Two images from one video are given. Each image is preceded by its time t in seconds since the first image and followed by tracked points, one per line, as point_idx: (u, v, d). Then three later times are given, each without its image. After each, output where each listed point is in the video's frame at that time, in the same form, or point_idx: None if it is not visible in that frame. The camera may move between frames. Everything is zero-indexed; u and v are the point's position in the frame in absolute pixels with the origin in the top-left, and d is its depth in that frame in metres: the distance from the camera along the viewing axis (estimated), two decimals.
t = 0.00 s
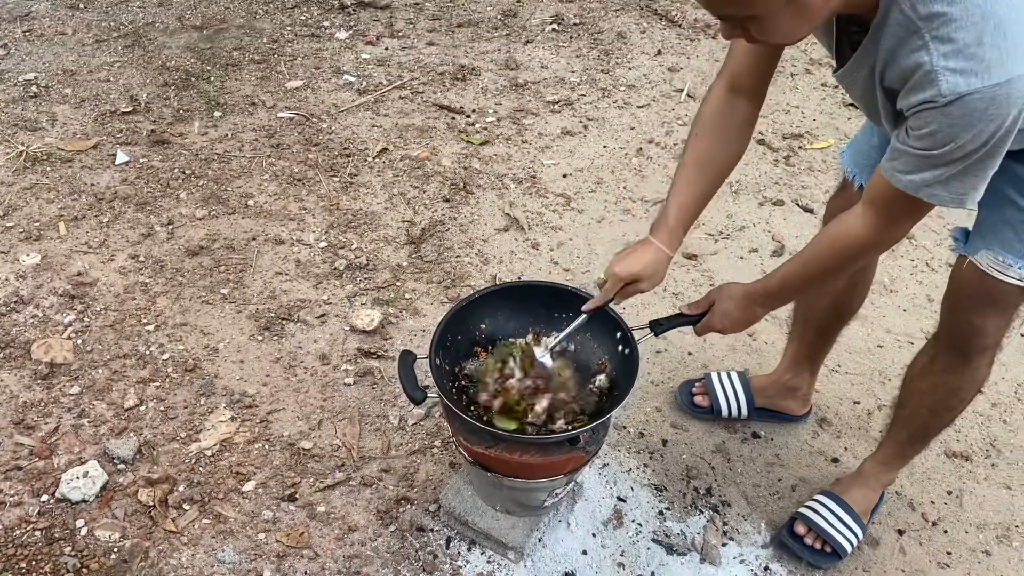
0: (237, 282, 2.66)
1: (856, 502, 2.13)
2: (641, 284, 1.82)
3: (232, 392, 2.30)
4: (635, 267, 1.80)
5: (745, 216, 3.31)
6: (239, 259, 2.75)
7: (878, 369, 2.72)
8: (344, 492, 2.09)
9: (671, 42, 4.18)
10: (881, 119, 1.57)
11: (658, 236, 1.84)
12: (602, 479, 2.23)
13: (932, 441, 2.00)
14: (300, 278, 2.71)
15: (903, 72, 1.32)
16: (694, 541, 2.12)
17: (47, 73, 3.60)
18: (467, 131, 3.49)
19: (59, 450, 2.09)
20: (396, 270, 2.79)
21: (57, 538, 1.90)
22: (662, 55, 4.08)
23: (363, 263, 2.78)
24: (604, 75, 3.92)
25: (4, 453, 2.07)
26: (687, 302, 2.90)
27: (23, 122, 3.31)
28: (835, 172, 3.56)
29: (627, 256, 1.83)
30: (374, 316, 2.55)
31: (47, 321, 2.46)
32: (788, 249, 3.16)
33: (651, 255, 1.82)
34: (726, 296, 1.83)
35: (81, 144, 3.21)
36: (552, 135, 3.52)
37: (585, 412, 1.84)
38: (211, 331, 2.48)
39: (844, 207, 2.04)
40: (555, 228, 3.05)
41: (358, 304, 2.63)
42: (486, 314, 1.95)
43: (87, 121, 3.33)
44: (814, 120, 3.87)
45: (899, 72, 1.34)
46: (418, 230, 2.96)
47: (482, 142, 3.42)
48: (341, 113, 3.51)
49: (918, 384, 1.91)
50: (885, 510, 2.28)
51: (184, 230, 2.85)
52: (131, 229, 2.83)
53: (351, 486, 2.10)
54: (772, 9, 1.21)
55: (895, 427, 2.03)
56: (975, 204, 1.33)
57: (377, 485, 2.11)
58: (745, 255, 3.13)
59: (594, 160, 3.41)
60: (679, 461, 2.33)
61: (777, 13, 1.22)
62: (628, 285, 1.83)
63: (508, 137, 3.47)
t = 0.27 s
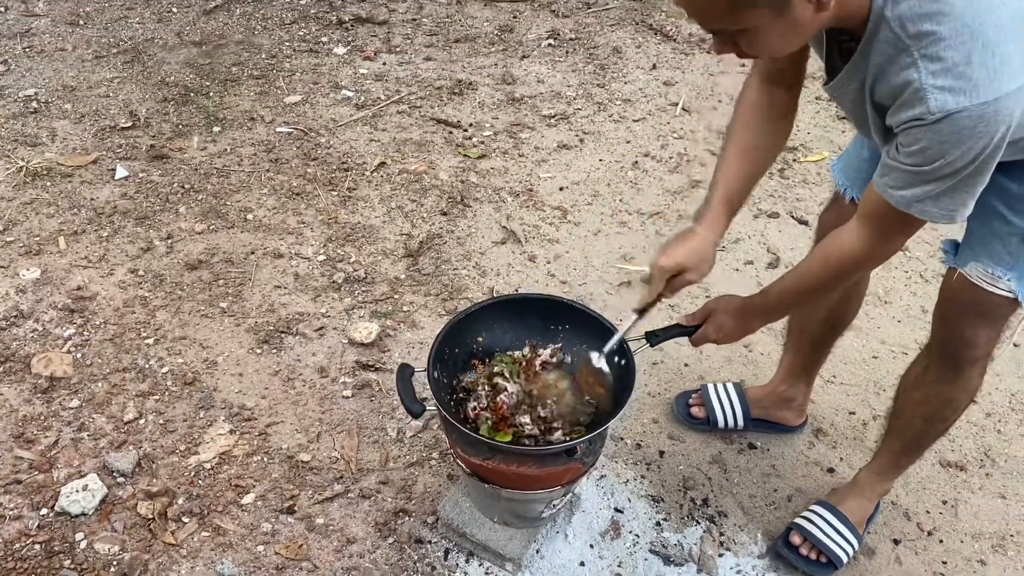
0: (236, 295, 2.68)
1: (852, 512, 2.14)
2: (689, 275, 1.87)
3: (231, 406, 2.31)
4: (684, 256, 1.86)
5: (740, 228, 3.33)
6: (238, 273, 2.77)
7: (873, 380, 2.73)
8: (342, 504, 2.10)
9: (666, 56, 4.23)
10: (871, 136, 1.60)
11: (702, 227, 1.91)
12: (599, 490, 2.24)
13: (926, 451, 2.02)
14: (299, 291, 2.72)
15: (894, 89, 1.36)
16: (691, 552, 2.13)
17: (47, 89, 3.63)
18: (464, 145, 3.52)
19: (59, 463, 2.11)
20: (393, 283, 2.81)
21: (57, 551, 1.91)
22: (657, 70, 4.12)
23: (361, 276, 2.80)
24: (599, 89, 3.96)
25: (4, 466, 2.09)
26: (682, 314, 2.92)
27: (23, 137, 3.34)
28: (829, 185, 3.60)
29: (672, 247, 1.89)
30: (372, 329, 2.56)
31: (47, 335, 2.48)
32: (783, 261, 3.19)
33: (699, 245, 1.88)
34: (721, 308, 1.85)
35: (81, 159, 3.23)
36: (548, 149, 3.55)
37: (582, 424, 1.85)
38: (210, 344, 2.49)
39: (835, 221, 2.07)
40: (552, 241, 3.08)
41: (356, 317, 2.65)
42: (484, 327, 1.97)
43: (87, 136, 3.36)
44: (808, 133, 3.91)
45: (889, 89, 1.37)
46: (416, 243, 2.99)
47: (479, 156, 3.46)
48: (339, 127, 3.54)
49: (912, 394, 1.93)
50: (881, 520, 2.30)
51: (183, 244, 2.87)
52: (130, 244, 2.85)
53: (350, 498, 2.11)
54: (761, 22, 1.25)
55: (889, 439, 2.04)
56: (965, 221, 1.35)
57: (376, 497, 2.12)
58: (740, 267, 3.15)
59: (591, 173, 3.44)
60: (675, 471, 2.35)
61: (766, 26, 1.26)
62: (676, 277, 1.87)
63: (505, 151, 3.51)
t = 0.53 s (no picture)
0: (233, 307, 2.69)
1: (847, 522, 2.15)
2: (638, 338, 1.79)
3: (227, 418, 2.32)
4: (634, 318, 1.78)
5: (735, 239, 3.35)
6: (235, 285, 2.78)
7: (868, 390, 2.74)
8: (339, 516, 2.11)
9: (661, 69, 4.26)
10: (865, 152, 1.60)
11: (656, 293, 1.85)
12: (596, 501, 2.25)
13: (921, 460, 2.03)
14: (295, 304, 2.74)
15: (887, 106, 1.36)
16: (687, 562, 2.14)
17: (45, 103, 3.65)
18: (460, 157, 3.54)
19: (56, 476, 2.13)
20: (390, 295, 2.82)
21: (54, 564, 1.94)
22: (652, 82, 4.16)
23: (357, 288, 2.82)
24: (595, 102, 3.99)
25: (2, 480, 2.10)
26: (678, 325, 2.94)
27: (21, 151, 3.35)
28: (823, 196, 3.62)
29: (625, 307, 1.82)
30: (368, 340, 2.59)
31: (45, 348, 2.49)
32: (777, 272, 3.21)
33: (651, 307, 1.81)
34: (715, 319, 1.86)
35: (78, 172, 3.25)
36: (544, 161, 3.58)
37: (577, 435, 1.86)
38: (207, 357, 2.51)
39: (828, 234, 2.09)
40: (548, 253, 3.10)
41: (353, 329, 2.66)
42: (480, 338, 1.98)
43: (85, 150, 3.38)
44: (803, 145, 3.93)
45: (882, 107, 1.38)
46: (412, 256, 3.00)
47: (475, 168, 3.48)
48: (336, 140, 3.57)
49: (907, 405, 1.94)
50: (876, 530, 2.31)
51: (180, 257, 2.88)
52: (128, 257, 2.87)
53: (346, 510, 2.13)
54: (752, 44, 1.27)
55: (884, 449, 2.05)
56: (959, 231, 1.38)
57: (372, 509, 2.13)
58: (735, 278, 3.17)
59: (586, 185, 3.46)
60: (671, 482, 2.36)
61: (757, 48, 1.27)
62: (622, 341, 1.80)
63: (501, 163, 3.53)
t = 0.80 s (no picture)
0: (230, 318, 2.70)
1: (842, 531, 2.15)
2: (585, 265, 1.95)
3: (224, 429, 2.33)
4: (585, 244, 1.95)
5: (730, 250, 3.37)
6: (232, 296, 2.79)
7: (863, 400, 2.75)
8: (335, 526, 2.12)
9: (656, 80, 4.30)
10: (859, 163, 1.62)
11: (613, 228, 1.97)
12: (591, 511, 2.26)
13: (915, 469, 2.04)
14: (292, 314, 2.75)
15: (883, 121, 1.38)
16: (682, 572, 2.15)
17: (43, 115, 3.67)
18: (457, 168, 3.56)
19: (52, 487, 2.13)
20: (386, 305, 2.83)
21: None
22: (647, 94, 4.19)
23: (353, 299, 2.83)
24: (590, 113, 4.02)
25: None
26: (674, 335, 2.95)
27: (18, 163, 3.37)
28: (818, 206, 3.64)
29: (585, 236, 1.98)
30: (365, 351, 2.59)
31: (41, 359, 2.50)
32: (772, 282, 3.22)
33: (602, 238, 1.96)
34: (713, 331, 1.86)
35: (76, 184, 3.27)
36: (540, 172, 3.60)
37: (572, 445, 1.87)
38: (204, 367, 2.51)
39: (819, 244, 2.11)
40: (544, 263, 3.11)
41: (349, 339, 2.67)
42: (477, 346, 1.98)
43: (82, 162, 3.39)
44: (797, 155, 3.96)
45: (879, 121, 1.39)
46: (408, 266, 3.02)
47: (471, 179, 3.50)
48: (332, 152, 3.59)
49: (901, 414, 1.95)
50: (871, 539, 2.32)
51: (177, 268, 2.89)
52: (124, 268, 2.88)
53: (342, 520, 2.13)
54: (744, 56, 1.29)
55: (879, 458, 2.06)
56: (954, 245, 1.41)
57: (368, 519, 2.14)
58: (730, 288, 3.19)
59: (582, 196, 3.48)
60: (667, 492, 2.37)
61: (749, 61, 1.30)
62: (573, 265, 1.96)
63: (496, 174, 3.55)
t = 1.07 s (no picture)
0: (229, 327, 2.71)
1: (839, 538, 2.16)
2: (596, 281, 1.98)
3: (223, 438, 2.34)
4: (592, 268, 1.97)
5: (727, 258, 3.39)
6: (231, 305, 2.80)
7: (859, 408, 2.75)
8: (333, 535, 2.12)
9: (653, 90, 4.33)
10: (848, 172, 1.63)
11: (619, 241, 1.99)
12: (590, 519, 2.27)
13: (911, 475, 2.05)
14: (290, 323, 2.76)
15: (868, 127, 1.40)
16: None
17: (42, 126, 3.68)
18: (455, 178, 3.58)
19: (51, 497, 2.14)
20: (385, 314, 2.85)
21: None
22: (644, 104, 4.22)
23: (352, 308, 2.84)
24: (587, 123, 4.05)
25: None
26: (671, 343, 2.97)
27: (18, 174, 3.38)
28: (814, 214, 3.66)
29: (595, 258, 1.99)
30: (363, 361, 2.59)
31: (41, 369, 2.51)
32: (769, 290, 3.24)
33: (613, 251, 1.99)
34: (711, 340, 1.88)
35: (76, 194, 3.28)
36: (537, 181, 3.62)
37: (571, 454, 1.88)
38: (203, 377, 2.52)
39: (812, 251, 2.13)
40: (542, 272, 3.13)
41: (348, 348, 2.68)
42: (478, 355, 2.00)
43: (82, 173, 3.41)
44: (794, 164, 3.97)
45: (864, 127, 1.41)
46: (407, 275, 3.03)
47: (469, 189, 3.52)
48: (331, 161, 3.61)
49: (897, 420, 1.96)
50: (868, 546, 2.32)
51: (176, 278, 2.90)
52: (124, 277, 2.89)
53: (340, 529, 2.14)
54: (727, 61, 1.31)
55: (876, 464, 2.07)
56: (947, 248, 1.42)
57: (367, 528, 2.14)
58: (727, 296, 3.20)
59: (579, 205, 3.50)
60: (665, 500, 2.37)
61: (732, 66, 1.32)
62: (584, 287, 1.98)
63: (494, 184, 3.57)
